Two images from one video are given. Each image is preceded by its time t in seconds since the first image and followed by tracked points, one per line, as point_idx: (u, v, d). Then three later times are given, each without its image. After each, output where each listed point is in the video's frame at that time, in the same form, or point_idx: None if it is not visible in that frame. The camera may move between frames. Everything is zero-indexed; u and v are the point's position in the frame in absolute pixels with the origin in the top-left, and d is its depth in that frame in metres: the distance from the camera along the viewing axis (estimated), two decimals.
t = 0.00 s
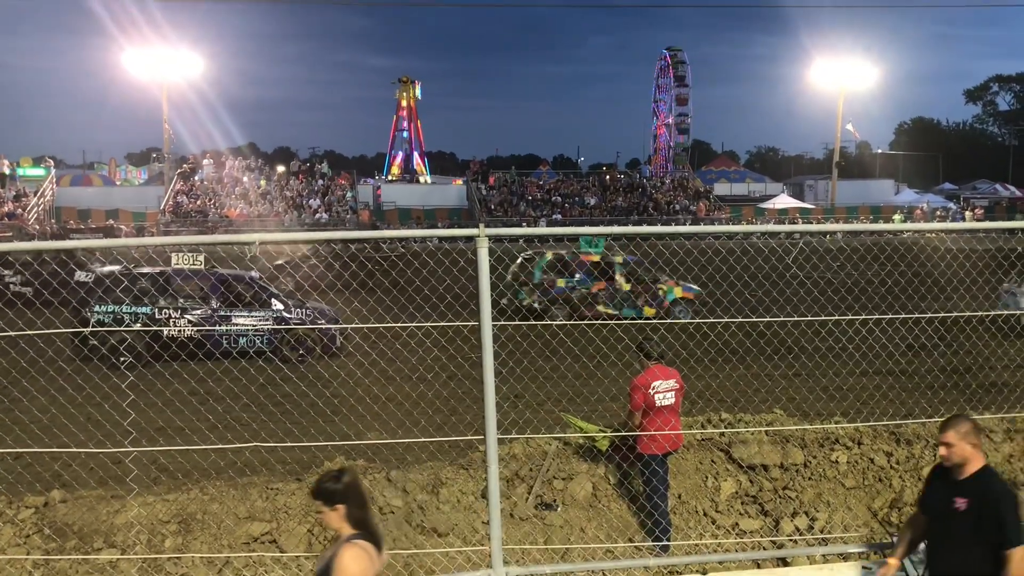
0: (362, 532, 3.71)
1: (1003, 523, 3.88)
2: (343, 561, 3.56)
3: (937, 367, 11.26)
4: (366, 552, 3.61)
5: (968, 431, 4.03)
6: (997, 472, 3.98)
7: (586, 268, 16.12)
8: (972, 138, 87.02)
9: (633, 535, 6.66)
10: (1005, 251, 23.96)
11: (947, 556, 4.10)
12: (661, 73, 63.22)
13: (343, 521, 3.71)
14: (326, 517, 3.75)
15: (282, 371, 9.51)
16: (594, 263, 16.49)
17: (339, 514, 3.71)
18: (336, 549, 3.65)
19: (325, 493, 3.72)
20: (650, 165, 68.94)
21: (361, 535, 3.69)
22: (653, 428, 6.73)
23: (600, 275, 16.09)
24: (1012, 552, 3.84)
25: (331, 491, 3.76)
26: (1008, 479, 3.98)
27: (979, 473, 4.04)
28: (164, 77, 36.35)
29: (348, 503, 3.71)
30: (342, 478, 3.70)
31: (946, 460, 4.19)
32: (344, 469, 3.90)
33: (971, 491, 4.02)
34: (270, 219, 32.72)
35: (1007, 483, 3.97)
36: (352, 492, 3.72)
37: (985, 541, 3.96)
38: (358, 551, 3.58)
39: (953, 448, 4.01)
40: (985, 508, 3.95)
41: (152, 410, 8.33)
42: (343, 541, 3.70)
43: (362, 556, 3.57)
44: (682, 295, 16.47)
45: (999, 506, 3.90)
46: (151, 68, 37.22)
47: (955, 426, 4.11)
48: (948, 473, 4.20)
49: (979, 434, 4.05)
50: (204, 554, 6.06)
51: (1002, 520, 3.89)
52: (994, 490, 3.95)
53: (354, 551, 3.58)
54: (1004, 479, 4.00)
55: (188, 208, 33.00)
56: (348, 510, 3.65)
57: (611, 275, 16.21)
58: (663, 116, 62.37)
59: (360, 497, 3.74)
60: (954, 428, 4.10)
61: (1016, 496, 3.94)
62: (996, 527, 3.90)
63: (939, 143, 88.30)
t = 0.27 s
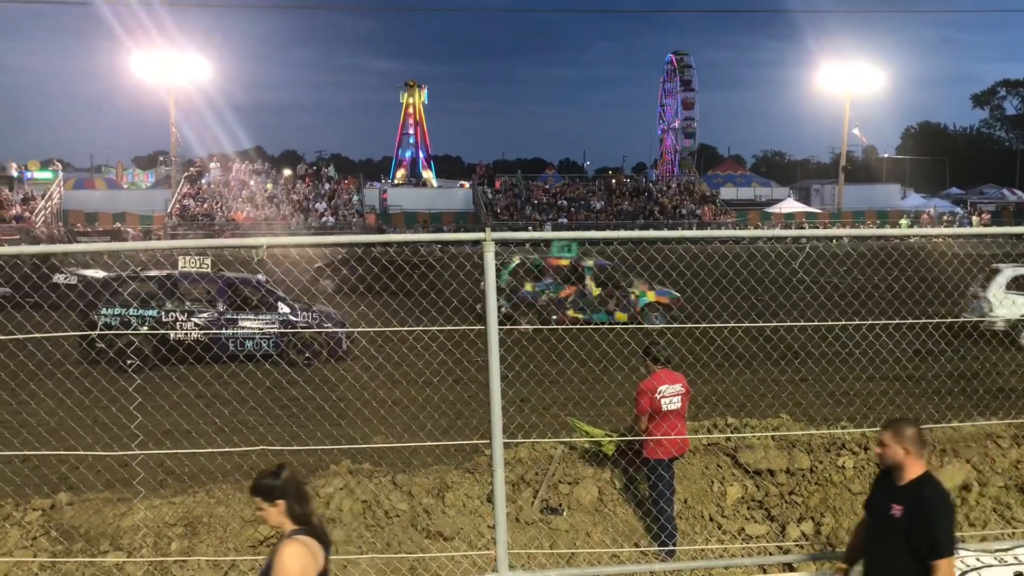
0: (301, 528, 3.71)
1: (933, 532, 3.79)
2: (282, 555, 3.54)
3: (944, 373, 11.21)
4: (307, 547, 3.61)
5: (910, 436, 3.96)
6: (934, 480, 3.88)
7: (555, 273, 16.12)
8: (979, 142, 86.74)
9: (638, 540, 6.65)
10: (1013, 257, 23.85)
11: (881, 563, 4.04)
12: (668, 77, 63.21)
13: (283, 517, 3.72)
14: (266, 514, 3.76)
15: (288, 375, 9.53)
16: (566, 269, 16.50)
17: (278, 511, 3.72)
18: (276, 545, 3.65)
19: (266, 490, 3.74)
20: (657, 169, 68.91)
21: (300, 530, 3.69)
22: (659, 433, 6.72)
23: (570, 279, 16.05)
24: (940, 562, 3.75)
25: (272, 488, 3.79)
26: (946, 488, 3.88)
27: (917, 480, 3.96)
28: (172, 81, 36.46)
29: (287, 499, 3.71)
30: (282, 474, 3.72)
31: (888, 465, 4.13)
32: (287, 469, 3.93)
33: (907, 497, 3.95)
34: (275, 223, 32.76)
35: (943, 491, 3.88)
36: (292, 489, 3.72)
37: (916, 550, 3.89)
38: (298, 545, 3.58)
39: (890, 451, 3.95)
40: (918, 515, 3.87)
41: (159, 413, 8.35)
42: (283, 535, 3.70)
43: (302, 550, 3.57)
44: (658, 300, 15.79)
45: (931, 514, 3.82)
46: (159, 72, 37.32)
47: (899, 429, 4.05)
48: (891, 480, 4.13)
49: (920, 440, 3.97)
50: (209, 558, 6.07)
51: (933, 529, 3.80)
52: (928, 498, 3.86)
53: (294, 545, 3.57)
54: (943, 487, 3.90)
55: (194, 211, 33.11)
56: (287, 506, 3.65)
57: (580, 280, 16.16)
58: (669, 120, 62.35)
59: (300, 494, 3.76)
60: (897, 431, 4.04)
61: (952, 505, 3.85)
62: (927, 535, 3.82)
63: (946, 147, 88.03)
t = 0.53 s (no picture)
0: (263, 536, 3.79)
1: (879, 541, 3.92)
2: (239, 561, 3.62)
3: (965, 376, 11.14)
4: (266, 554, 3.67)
5: (857, 447, 4.11)
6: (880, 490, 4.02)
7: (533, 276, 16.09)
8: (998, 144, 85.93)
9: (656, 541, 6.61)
10: None
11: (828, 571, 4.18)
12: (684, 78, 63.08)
13: (247, 523, 3.80)
14: (230, 519, 3.84)
15: (306, 376, 9.57)
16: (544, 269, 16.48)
17: (242, 516, 3.80)
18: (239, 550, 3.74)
19: (232, 495, 3.82)
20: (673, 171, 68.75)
21: (262, 538, 3.76)
22: (677, 435, 6.73)
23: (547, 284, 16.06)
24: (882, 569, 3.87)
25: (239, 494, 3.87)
26: (890, 498, 4.03)
27: (862, 491, 4.10)
28: (191, 84, 36.71)
29: (252, 507, 3.79)
30: (249, 481, 3.79)
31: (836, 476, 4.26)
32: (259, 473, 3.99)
33: (853, 508, 4.08)
34: (294, 224, 32.91)
35: (888, 502, 4.02)
36: (259, 497, 3.80)
37: (861, 558, 4.02)
38: (258, 552, 3.65)
39: (838, 462, 4.08)
40: (865, 524, 4.00)
41: (179, 413, 8.42)
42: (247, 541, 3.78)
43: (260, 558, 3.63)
44: (635, 304, 16.35)
45: (875, 524, 3.94)
46: (179, 76, 37.56)
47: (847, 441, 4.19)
48: (837, 492, 4.26)
49: (867, 451, 4.12)
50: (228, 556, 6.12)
51: (879, 538, 3.93)
52: (874, 508, 4.00)
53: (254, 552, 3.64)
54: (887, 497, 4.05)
55: (213, 213, 33.35)
56: (251, 513, 3.72)
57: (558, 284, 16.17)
58: (685, 122, 62.20)
59: (265, 502, 3.82)
60: (845, 442, 4.18)
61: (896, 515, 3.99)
62: (873, 543, 3.94)
63: (965, 149, 87.30)
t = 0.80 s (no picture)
0: (234, 542, 3.83)
1: (840, 534, 3.98)
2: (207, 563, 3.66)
3: (1004, 379, 10.96)
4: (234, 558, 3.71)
5: (815, 441, 4.16)
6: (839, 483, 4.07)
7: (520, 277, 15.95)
8: None
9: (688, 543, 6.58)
10: None
11: (791, 566, 4.24)
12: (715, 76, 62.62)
13: (220, 526, 3.85)
14: (203, 521, 3.89)
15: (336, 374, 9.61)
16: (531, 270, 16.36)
17: (216, 520, 3.85)
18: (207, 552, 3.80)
19: (208, 497, 3.88)
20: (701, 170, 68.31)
21: (233, 545, 3.81)
22: (710, 436, 6.69)
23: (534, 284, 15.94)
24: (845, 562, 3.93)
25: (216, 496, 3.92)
26: (850, 490, 4.09)
27: (821, 483, 4.15)
28: (225, 84, 37.08)
29: (228, 513, 3.84)
30: (226, 485, 3.86)
31: (796, 470, 4.32)
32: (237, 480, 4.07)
33: (815, 501, 4.13)
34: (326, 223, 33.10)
35: (846, 493, 4.07)
36: (235, 501, 3.86)
37: (823, 551, 4.08)
38: (226, 555, 3.69)
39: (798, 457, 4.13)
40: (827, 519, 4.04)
41: (211, 410, 8.50)
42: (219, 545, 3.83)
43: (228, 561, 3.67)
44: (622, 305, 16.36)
45: (836, 517, 4.00)
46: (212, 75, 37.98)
47: (806, 435, 4.24)
48: (799, 486, 4.32)
49: (824, 445, 4.18)
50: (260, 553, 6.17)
51: (841, 531, 3.98)
52: (833, 501, 4.05)
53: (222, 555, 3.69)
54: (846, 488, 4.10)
55: (245, 212, 33.67)
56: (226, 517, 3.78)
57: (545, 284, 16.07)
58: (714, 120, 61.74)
59: (241, 507, 3.88)
60: (803, 436, 4.23)
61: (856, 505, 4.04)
62: (835, 538, 3.99)
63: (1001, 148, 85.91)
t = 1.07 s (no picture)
0: (220, 530, 4.04)
1: (814, 545, 3.97)
2: (198, 553, 3.85)
3: None
4: (225, 548, 3.91)
5: (794, 451, 4.17)
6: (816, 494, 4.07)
7: (517, 272, 15.71)
8: None
9: (732, 540, 6.45)
10: None
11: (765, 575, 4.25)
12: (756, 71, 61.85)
13: (206, 518, 4.04)
14: (188, 511, 4.08)
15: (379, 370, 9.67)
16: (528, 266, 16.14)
17: (201, 510, 4.04)
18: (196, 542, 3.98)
19: (193, 490, 4.05)
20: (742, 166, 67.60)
21: (218, 532, 4.02)
22: (757, 434, 6.64)
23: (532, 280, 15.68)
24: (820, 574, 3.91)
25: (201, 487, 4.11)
26: (827, 504, 4.08)
27: (798, 495, 4.14)
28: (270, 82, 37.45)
29: (214, 502, 4.04)
30: (212, 477, 4.05)
31: (775, 480, 4.32)
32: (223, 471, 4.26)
33: (792, 512, 4.13)
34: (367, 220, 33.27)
35: (823, 504, 4.07)
36: (221, 493, 4.05)
37: (796, 562, 4.08)
38: (216, 544, 3.89)
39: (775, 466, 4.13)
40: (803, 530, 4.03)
41: (258, 406, 8.62)
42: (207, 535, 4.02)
43: (219, 550, 3.87)
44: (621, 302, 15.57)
45: (811, 530, 3.99)
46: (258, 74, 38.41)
47: (785, 445, 4.25)
48: (779, 497, 4.32)
49: (804, 455, 4.18)
50: (306, 546, 6.24)
51: (815, 542, 3.97)
52: (809, 512, 4.05)
53: (212, 544, 3.88)
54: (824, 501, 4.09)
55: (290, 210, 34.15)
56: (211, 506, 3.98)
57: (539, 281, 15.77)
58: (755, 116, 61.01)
59: (226, 498, 4.09)
60: (783, 447, 4.24)
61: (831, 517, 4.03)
62: (810, 550, 3.99)
63: None
